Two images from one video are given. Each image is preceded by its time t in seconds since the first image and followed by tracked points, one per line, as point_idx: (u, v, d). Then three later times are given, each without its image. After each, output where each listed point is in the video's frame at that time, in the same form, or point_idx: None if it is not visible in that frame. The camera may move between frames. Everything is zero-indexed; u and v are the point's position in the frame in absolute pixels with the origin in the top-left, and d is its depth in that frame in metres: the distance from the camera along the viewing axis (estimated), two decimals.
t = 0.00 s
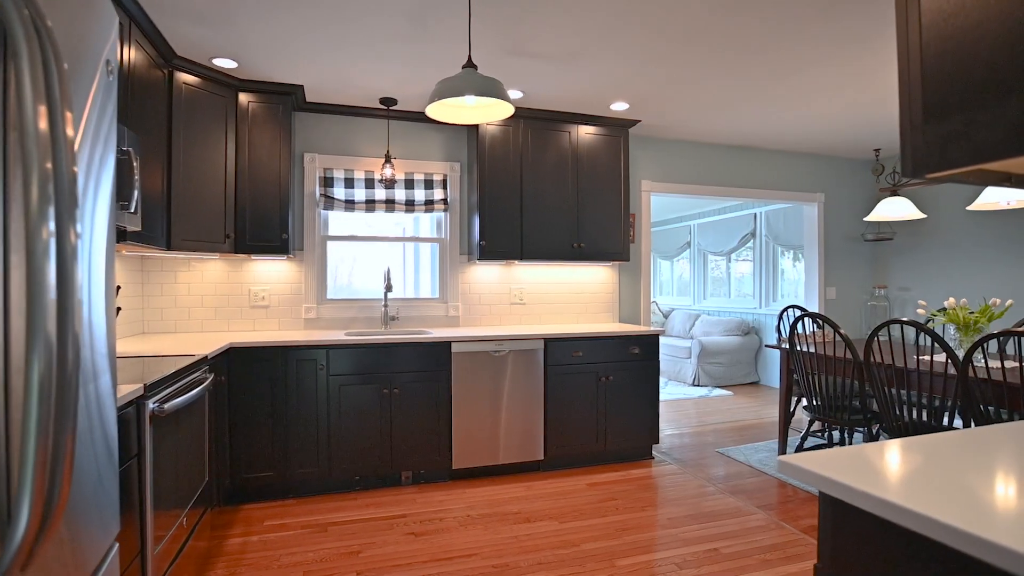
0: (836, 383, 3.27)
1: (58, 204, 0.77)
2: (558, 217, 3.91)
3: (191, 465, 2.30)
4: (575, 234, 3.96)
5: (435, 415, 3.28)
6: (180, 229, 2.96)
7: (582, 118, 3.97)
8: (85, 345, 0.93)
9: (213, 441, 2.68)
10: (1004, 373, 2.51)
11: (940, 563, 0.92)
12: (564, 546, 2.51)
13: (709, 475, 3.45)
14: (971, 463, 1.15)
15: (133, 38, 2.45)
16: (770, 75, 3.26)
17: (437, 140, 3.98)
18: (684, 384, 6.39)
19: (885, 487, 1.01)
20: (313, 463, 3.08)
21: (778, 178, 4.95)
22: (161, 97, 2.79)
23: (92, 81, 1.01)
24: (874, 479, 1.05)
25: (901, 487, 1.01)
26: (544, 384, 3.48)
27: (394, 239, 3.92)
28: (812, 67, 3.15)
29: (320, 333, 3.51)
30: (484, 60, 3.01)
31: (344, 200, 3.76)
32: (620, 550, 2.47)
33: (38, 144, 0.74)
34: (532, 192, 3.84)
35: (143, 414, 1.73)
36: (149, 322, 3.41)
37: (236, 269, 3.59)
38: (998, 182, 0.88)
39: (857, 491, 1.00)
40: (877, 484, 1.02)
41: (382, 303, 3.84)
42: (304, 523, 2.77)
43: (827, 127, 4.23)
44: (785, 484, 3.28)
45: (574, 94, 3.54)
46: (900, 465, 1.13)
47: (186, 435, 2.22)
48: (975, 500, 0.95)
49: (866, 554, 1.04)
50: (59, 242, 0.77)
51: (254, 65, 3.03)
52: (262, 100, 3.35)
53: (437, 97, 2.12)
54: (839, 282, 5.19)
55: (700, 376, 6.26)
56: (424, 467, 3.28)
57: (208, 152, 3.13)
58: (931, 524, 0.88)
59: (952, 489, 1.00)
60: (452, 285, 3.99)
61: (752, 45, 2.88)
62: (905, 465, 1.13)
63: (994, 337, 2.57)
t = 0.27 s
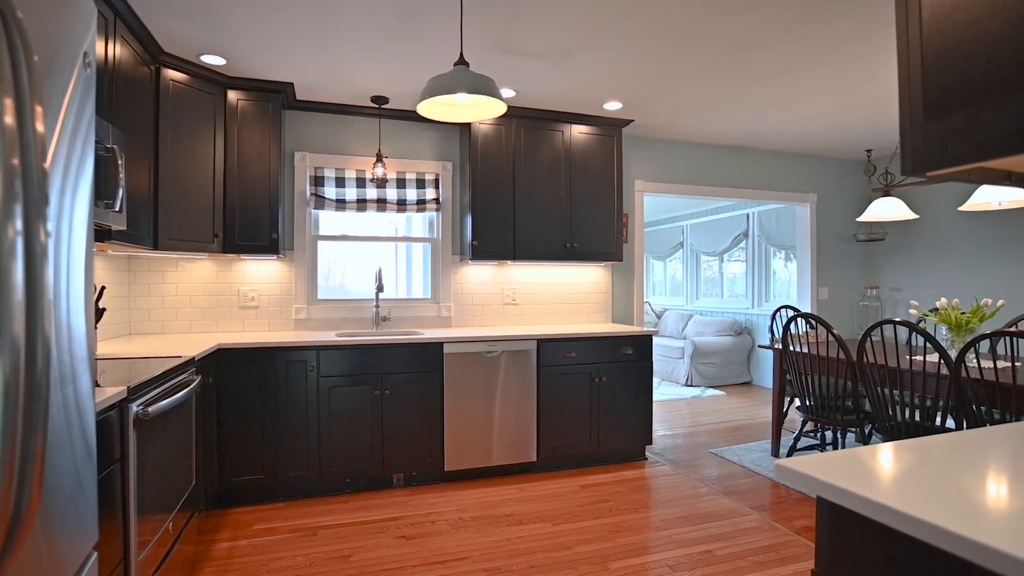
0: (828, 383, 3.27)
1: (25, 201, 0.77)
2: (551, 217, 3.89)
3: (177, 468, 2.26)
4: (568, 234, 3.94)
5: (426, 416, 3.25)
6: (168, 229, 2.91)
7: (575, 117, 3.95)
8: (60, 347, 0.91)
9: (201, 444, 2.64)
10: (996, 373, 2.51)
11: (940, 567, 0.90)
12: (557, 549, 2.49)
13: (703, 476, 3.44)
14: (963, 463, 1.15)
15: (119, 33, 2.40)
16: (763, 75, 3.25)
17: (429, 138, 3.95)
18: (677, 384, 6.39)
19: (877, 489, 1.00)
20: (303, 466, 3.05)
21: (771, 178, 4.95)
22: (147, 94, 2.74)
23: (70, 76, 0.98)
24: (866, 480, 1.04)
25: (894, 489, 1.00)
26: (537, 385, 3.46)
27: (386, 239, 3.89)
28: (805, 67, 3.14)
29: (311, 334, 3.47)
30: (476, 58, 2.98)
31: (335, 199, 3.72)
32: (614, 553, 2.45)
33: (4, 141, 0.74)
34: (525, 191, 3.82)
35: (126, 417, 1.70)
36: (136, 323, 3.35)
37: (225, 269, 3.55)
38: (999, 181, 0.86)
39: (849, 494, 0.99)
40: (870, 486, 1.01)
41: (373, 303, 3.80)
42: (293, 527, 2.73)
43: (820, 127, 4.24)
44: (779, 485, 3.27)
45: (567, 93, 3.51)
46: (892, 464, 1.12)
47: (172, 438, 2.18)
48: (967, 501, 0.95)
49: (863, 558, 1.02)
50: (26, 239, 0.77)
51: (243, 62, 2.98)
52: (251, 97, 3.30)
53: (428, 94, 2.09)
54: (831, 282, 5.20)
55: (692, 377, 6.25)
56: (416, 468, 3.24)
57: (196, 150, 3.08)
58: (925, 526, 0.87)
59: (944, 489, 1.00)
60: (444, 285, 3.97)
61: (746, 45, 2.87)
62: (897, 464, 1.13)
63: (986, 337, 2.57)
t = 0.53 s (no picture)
0: (820, 383, 3.27)
1: None
2: (543, 217, 3.87)
3: (162, 471, 2.22)
4: (560, 234, 3.92)
5: (417, 417, 3.22)
6: (153, 228, 2.86)
7: (567, 116, 3.93)
8: (31, 347, 0.91)
9: (187, 447, 2.60)
10: (987, 373, 2.52)
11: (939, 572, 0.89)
12: (549, 552, 2.47)
13: (695, 477, 3.43)
14: (952, 462, 1.16)
15: (103, 29, 2.36)
16: (755, 74, 3.25)
17: (420, 137, 3.92)
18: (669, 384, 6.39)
19: (872, 492, 0.98)
20: (292, 469, 3.00)
21: (762, 178, 4.96)
22: (132, 91, 2.69)
23: (46, 72, 0.95)
24: (860, 483, 1.03)
25: (888, 491, 0.99)
26: (528, 386, 3.43)
27: (377, 238, 3.85)
28: (797, 67, 3.14)
29: (300, 335, 3.42)
30: (468, 57, 2.95)
31: (325, 199, 3.68)
32: (606, 555, 2.44)
33: None
34: (516, 190, 3.80)
35: (108, 422, 1.65)
36: (121, 324, 3.30)
37: (212, 269, 3.50)
38: (998, 179, 0.85)
39: (845, 497, 0.97)
40: (864, 489, 0.99)
41: (364, 304, 3.76)
42: (282, 531, 2.69)
43: (812, 127, 4.24)
44: (771, 485, 3.26)
45: (559, 92, 3.49)
46: (884, 465, 1.12)
47: (157, 441, 2.14)
48: (962, 503, 0.94)
49: (861, 562, 1.00)
50: None
51: (231, 58, 2.94)
52: (239, 95, 3.26)
53: (418, 92, 2.06)
54: (822, 283, 5.22)
55: (684, 377, 6.26)
56: (407, 470, 3.21)
57: (183, 148, 3.03)
58: (923, 530, 0.86)
59: (937, 490, 0.99)
60: (436, 286, 3.94)
61: (739, 44, 2.86)
62: (889, 464, 1.13)
63: (977, 337, 2.57)
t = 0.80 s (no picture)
0: (812, 384, 3.27)
1: None
2: (535, 217, 3.85)
3: (147, 476, 2.18)
4: (552, 234, 3.90)
5: (409, 419, 3.19)
6: (139, 228, 2.82)
7: (559, 116, 3.92)
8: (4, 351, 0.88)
9: (173, 450, 2.55)
10: (978, 373, 2.52)
11: None
12: (541, 554, 2.45)
13: (687, 478, 3.43)
14: (943, 462, 1.16)
15: (87, 24, 2.31)
16: (747, 75, 3.24)
17: (412, 137, 3.89)
18: (662, 384, 6.39)
19: (866, 496, 0.97)
20: (282, 472, 2.97)
21: (754, 178, 4.97)
22: (117, 88, 2.64)
23: (19, 66, 0.92)
24: (853, 486, 1.02)
25: (882, 494, 0.98)
26: (521, 386, 3.41)
27: (368, 239, 3.82)
28: (789, 68, 3.14)
29: (290, 336, 3.38)
30: (459, 55, 2.93)
31: (315, 198, 3.64)
32: (599, 557, 2.42)
33: None
34: (508, 190, 3.78)
35: (89, 426, 1.62)
36: (106, 325, 3.25)
37: (200, 270, 3.45)
38: (996, 180, 0.84)
39: (839, 501, 0.96)
40: (858, 493, 0.99)
41: (354, 305, 3.73)
42: (271, 535, 2.65)
43: (804, 128, 4.25)
44: (763, 486, 3.26)
45: (551, 91, 3.48)
46: (876, 466, 1.13)
47: (142, 445, 2.10)
48: (956, 506, 0.93)
49: (858, 568, 0.99)
50: None
51: (219, 56, 2.90)
52: (228, 93, 3.21)
53: (408, 90, 2.03)
54: (813, 283, 5.24)
55: (676, 377, 6.26)
56: (398, 473, 3.18)
57: (170, 147, 2.99)
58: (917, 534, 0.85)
59: (929, 492, 0.99)
60: (427, 286, 3.90)
61: (731, 44, 2.85)
62: (880, 465, 1.14)
63: (968, 338, 2.58)
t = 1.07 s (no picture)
0: (804, 384, 3.27)
1: None
2: (527, 217, 3.83)
3: (132, 481, 2.13)
4: (544, 234, 3.88)
5: (400, 421, 3.16)
6: (124, 228, 2.77)
7: (551, 116, 3.90)
8: None
9: (158, 454, 2.51)
10: (968, 374, 2.53)
11: None
12: (533, 558, 2.43)
13: (679, 479, 3.42)
14: (933, 462, 1.17)
15: (70, 20, 2.26)
16: (739, 75, 3.24)
17: (403, 136, 3.85)
18: (653, 384, 6.40)
19: (857, 500, 0.96)
20: (271, 476, 2.93)
21: (745, 179, 4.98)
22: (101, 85, 2.59)
23: None
24: (844, 489, 1.01)
25: (873, 498, 0.97)
26: (512, 388, 3.39)
27: (359, 239, 3.78)
28: (780, 68, 3.14)
29: (278, 338, 3.34)
30: (450, 54, 2.90)
31: (304, 198, 3.60)
32: (592, 560, 2.40)
33: None
34: (500, 190, 3.75)
35: (69, 430, 1.58)
36: (90, 326, 3.19)
37: (187, 270, 3.40)
38: (993, 181, 0.82)
39: (830, 505, 0.95)
40: (850, 497, 0.98)
41: (344, 306, 3.69)
42: (259, 540, 2.62)
43: (796, 129, 4.26)
44: (755, 487, 3.26)
45: (543, 90, 3.46)
46: (867, 466, 1.13)
47: (126, 449, 2.06)
48: (949, 509, 0.92)
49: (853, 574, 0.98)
50: None
51: (206, 53, 2.85)
52: (215, 91, 3.16)
53: (398, 88, 2.01)
54: (804, 283, 5.26)
55: (668, 377, 6.27)
56: (389, 476, 3.15)
57: (156, 146, 2.94)
58: (910, 539, 0.83)
59: (920, 492, 1.00)
60: (418, 287, 3.87)
61: (724, 44, 2.84)
62: (871, 465, 1.14)
63: (959, 338, 2.58)
